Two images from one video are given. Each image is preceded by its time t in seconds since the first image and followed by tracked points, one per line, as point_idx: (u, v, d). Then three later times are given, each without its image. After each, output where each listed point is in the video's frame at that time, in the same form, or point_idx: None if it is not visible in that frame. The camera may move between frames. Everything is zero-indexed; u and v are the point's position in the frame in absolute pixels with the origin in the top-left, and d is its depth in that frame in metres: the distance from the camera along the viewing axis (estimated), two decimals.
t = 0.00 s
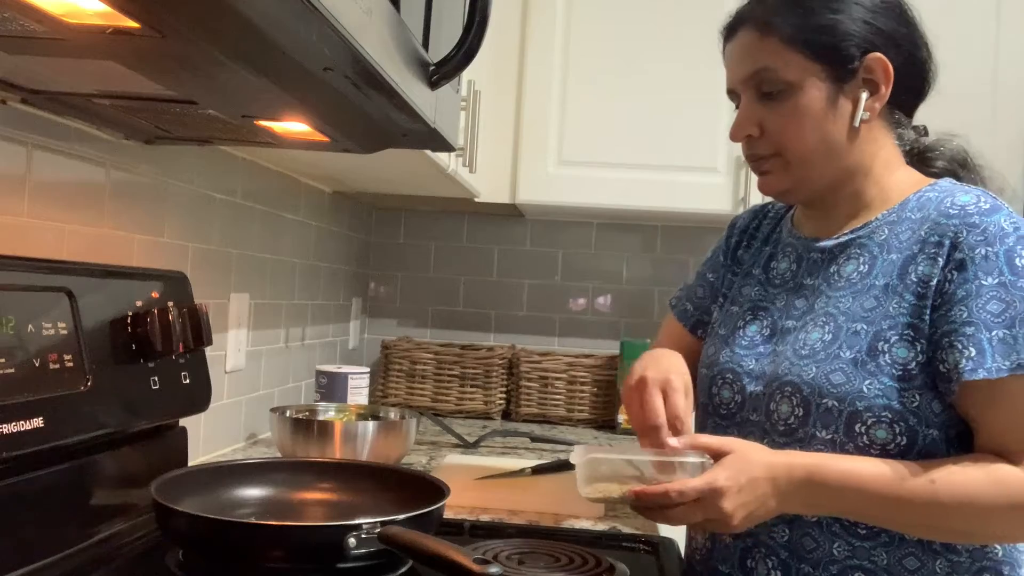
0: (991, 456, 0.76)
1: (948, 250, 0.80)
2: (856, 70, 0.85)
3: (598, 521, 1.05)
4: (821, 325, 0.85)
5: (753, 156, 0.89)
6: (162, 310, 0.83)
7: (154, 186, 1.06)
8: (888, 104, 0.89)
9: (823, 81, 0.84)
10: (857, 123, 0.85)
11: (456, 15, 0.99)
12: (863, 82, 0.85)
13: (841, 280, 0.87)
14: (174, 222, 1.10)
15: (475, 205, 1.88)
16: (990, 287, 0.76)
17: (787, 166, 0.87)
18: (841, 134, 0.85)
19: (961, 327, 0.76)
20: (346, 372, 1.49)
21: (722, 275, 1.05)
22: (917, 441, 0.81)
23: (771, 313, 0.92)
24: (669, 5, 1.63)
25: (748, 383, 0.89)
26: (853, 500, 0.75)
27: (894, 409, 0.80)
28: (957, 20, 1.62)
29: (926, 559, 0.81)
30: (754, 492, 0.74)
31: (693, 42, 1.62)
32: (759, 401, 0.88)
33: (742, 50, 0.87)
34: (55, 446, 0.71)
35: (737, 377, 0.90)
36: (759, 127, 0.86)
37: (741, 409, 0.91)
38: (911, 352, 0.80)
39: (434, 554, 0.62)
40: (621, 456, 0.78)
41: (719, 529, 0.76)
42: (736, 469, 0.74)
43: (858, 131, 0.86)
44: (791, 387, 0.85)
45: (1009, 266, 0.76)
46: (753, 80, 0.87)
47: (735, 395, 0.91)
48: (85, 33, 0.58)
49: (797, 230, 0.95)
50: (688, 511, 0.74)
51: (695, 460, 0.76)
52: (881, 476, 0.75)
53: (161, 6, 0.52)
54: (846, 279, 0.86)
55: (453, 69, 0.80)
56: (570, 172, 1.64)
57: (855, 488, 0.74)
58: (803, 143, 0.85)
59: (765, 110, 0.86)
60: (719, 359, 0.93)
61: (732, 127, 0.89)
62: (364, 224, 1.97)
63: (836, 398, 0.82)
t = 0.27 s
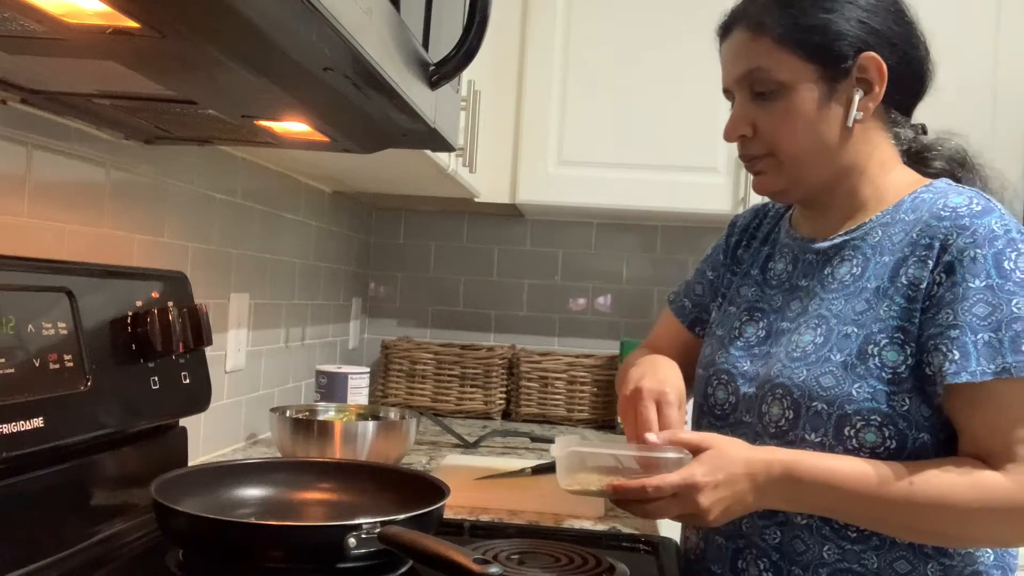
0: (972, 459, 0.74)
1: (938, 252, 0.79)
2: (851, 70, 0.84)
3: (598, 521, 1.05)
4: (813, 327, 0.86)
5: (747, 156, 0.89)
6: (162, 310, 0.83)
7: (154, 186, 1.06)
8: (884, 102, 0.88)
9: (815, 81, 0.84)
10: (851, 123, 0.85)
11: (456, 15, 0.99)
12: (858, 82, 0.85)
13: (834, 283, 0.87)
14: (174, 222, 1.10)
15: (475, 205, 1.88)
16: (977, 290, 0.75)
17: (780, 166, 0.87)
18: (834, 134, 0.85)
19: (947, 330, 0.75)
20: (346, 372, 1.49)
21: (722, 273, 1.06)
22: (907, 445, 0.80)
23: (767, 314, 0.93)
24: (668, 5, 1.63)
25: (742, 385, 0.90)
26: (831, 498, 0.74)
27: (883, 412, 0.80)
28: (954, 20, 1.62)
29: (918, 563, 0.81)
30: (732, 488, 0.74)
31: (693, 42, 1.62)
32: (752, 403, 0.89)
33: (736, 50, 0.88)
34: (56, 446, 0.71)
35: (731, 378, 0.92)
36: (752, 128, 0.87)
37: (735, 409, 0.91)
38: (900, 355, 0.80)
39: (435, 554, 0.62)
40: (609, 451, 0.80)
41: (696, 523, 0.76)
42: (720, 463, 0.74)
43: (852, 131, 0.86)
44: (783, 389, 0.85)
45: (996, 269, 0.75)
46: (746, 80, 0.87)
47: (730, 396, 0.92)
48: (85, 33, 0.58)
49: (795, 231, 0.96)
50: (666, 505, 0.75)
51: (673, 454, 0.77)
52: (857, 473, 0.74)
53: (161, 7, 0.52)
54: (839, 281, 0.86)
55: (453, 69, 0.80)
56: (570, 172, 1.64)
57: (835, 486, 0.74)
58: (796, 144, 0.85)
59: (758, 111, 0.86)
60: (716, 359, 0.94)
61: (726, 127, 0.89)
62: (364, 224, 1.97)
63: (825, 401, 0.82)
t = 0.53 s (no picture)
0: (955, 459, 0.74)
1: (925, 253, 0.79)
2: (840, 68, 0.84)
3: (597, 521, 1.05)
4: (802, 329, 0.86)
5: (737, 155, 0.90)
6: (162, 310, 0.83)
7: (154, 186, 1.06)
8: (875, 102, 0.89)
9: (805, 81, 0.84)
10: (841, 123, 0.85)
11: (456, 15, 0.99)
12: (848, 81, 0.85)
13: (824, 284, 0.87)
14: (174, 222, 1.10)
15: (475, 205, 1.88)
16: (963, 291, 0.75)
17: (771, 165, 0.87)
18: (824, 133, 0.85)
19: (932, 332, 0.75)
20: (346, 372, 1.49)
21: (713, 272, 1.06)
22: (895, 447, 0.80)
23: (758, 315, 0.93)
24: (668, 5, 1.63)
25: (733, 386, 0.91)
26: (818, 498, 0.74)
27: (871, 414, 0.80)
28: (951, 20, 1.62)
29: (908, 564, 0.80)
30: (715, 486, 0.74)
31: (693, 42, 1.62)
32: (742, 404, 0.89)
33: (726, 49, 0.88)
34: (56, 446, 0.71)
35: (722, 379, 0.92)
36: (742, 127, 0.87)
37: (725, 411, 0.92)
38: (888, 357, 0.80)
39: (435, 554, 0.62)
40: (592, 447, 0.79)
41: (679, 521, 0.76)
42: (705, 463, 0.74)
43: (842, 130, 0.86)
44: (771, 391, 0.85)
45: (983, 270, 0.75)
46: (737, 80, 0.87)
47: (721, 397, 0.92)
48: (85, 33, 0.58)
49: (786, 231, 0.96)
50: (649, 503, 0.74)
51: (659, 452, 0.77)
52: (840, 473, 0.74)
53: (160, 7, 0.52)
54: (829, 282, 0.86)
55: (453, 69, 0.80)
56: (570, 172, 1.64)
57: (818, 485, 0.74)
58: (786, 143, 0.85)
59: (749, 111, 0.86)
60: (707, 360, 0.94)
61: (716, 126, 0.89)
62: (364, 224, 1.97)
63: (813, 403, 0.82)
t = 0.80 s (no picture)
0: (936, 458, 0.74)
1: (912, 253, 0.79)
2: (830, 67, 0.84)
3: (598, 521, 1.05)
4: (791, 329, 0.86)
5: (726, 154, 0.90)
6: (162, 310, 0.83)
7: (154, 185, 1.06)
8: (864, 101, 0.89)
9: (794, 79, 0.84)
10: (830, 122, 0.85)
11: (456, 15, 0.99)
12: (838, 80, 0.85)
13: (813, 284, 0.87)
14: (174, 222, 1.10)
15: (475, 205, 1.88)
16: (949, 291, 0.75)
17: (760, 164, 0.87)
18: (813, 132, 0.85)
19: (918, 332, 0.75)
20: (346, 372, 1.49)
21: (702, 271, 1.06)
22: (882, 448, 0.80)
23: (747, 315, 0.93)
24: (668, 5, 1.63)
25: (722, 387, 0.91)
26: (801, 496, 0.74)
27: (859, 415, 0.80)
28: (951, 19, 1.62)
29: (896, 565, 0.80)
30: (696, 481, 0.75)
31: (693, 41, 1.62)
32: (730, 405, 0.89)
33: (716, 47, 0.88)
34: (56, 446, 0.71)
35: (711, 380, 0.92)
36: (732, 126, 0.87)
37: (714, 411, 0.92)
38: (875, 357, 0.80)
39: (435, 554, 0.62)
40: (576, 443, 0.79)
41: (660, 515, 0.77)
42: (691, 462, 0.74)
43: (831, 129, 0.86)
44: (760, 392, 0.85)
45: (969, 270, 0.75)
46: (727, 79, 0.87)
47: (709, 397, 0.92)
48: (85, 33, 0.58)
49: (774, 231, 0.96)
50: (630, 498, 0.75)
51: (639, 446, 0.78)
52: (820, 470, 0.74)
53: (161, 7, 0.52)
54: (818, 283, 0.87)
55: (453, 69, 0.80)
56: (570, 172, 1.64)
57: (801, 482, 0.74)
58: (775, 141, 0.85)
59: (739, 109, 0.86)
60: (696, 360, 0.94)
61: (706, 125, 0.89)
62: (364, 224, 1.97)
63: (801, 404, 0.82)
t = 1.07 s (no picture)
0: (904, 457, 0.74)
1: (896, 252, 0.79)
2: (819, 66, 0.84)
3: (598, 521, 1.05)
4: (778, 330, 0.85)
5: (715, 152, 0.89)
6: (162, 310, 0.83)
7: (154, 185, 1.06)
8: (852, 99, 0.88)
9: (782, 77, 0.84)
10: (818, 120, 0.85)
11: (455, 15, 0.99)
12: (826, 78, 0.85)
13: (800, 285, 0.86)
14: (174, 222, 1.10)
15: (475, 205, 1.88)
16: (931, 291, 0.74)
17: (748, 162, 0.87)
18: (801, 131, 0.85)
19: (900, 331, 0.75)
20: (346, 372, 1.49)
21: (689, 270, 1.06)
22: (869, 447, 0.80)
23: (735, 316, 0.93)
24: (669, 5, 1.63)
25: (711, 389, 0.91)
26: (768, 493, 0.74)
27: (846, 415, 0.80)
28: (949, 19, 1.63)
29: (887, 566, 0.80)
30: (661, 471, 0.75)
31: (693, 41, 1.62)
32: (720, 406, 0.89)
33: (705, 45, 0.88)
34: (56, 446, 0.71)
35: (700, 381, 0.92)
36: (720, 124, 0.87)
37: (704, 412, 0.92)
38: (861, 357, 0.80)
39: (435, 554, 0.62)
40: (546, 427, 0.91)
41: (625, 503, 0.77)
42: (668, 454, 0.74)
43: (819, 127, 0.86)
44: (748, 393, 0.85)
45: (951, 269, 0.74)
46: (715, 76, 0.87)
47: (699, 399, 0.92)
48: (85, 33, 0.58)
49: (762, 231, 0.96)
50: (595, 486, 0.75)
51: (606, 434, 0.90)
52: (788, 466, 0.74)
53: (160, 7, 0.52)
54: (805, 283, 0.86)
55: (452, 69, 0.80)
56: (571, 172, 1.64)
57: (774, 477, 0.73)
58: (763, 139, 0.85)
59: (727, 107, 0.86)
60: (686, 361, 0.94)
61: (694, 123, 0.89)
62: (364, 224, 1.97)
63: (790, 405, 0.82)
